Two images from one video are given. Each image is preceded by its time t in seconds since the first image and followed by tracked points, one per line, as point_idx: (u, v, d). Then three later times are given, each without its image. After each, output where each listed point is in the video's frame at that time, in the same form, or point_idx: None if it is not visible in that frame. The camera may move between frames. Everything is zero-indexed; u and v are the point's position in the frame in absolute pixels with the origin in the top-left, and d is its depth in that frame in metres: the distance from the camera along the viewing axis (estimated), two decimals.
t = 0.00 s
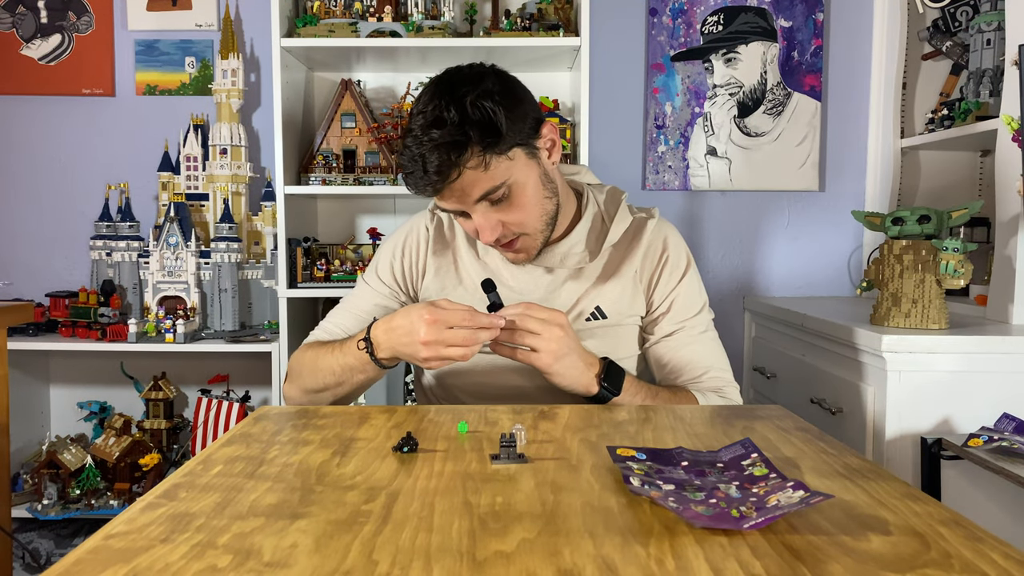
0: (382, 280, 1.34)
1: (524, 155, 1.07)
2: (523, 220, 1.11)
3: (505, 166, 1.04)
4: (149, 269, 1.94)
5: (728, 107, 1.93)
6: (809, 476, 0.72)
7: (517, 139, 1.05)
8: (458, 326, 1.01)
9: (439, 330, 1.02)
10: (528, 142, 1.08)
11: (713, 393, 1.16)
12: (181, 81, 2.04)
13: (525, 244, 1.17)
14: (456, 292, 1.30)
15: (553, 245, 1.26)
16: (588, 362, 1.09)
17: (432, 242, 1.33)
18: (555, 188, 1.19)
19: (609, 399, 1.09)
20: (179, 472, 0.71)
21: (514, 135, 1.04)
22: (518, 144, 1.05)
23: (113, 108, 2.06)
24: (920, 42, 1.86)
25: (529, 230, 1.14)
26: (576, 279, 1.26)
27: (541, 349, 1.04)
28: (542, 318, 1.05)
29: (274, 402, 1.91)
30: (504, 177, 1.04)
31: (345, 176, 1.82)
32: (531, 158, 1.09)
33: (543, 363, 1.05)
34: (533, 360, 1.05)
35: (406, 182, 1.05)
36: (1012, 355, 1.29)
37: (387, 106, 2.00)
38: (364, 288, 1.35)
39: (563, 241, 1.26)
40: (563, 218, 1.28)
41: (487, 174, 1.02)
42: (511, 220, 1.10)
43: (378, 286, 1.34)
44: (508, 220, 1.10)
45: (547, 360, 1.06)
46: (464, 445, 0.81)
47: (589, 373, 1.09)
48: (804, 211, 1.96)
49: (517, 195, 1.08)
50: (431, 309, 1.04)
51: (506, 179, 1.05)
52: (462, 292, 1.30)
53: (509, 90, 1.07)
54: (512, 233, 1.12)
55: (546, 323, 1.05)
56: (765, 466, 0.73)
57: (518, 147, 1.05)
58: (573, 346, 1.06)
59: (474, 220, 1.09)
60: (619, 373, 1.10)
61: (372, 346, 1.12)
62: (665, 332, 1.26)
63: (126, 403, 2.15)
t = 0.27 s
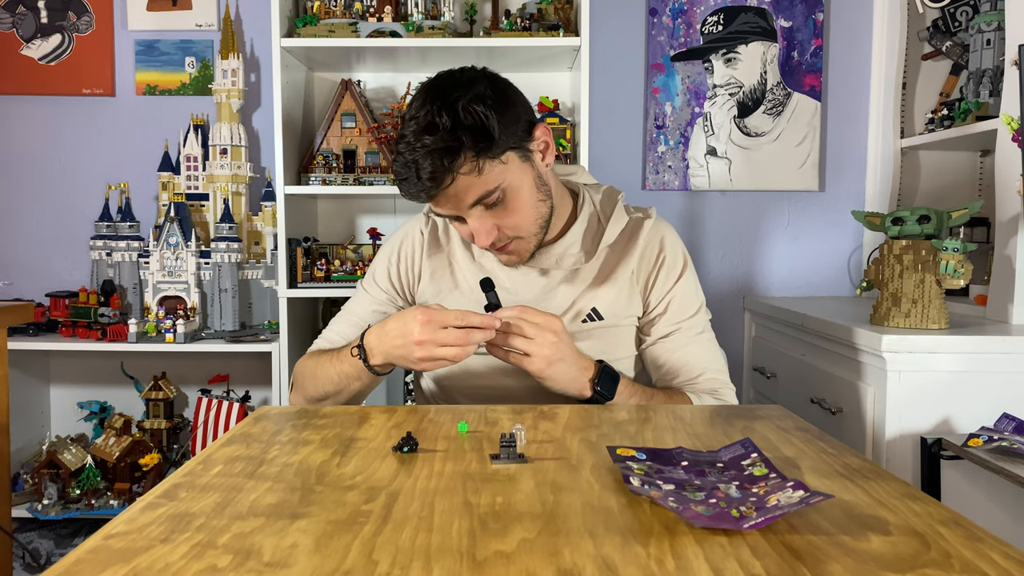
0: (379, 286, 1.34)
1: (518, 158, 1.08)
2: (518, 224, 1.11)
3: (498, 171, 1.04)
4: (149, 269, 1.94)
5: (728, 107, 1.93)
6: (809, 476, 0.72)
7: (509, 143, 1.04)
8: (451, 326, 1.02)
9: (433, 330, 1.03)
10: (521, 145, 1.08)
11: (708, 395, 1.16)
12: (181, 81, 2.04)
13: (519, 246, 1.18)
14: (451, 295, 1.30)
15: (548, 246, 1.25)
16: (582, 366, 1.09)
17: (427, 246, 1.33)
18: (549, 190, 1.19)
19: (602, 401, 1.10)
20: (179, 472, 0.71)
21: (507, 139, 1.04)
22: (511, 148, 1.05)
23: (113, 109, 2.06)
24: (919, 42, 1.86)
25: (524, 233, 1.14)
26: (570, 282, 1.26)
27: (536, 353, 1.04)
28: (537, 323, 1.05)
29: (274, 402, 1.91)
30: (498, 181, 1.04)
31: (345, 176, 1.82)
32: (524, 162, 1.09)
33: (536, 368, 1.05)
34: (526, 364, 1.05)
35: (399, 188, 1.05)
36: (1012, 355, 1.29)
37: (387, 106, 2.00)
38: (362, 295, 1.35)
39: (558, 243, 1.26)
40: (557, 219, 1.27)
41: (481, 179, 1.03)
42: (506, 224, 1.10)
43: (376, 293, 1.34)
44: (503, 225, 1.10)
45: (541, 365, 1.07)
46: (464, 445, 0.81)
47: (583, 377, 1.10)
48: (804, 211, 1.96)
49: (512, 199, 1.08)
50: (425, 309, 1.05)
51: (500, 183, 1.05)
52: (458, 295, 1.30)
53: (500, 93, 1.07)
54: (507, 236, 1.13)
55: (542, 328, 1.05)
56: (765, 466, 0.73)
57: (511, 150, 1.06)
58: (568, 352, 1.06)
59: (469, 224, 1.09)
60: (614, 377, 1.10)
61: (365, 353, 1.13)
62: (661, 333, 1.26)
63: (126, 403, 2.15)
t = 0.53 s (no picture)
0: (378, 291, 1.34)
1: (515, 160, 1.08)
2: (515, 225, 1.11)
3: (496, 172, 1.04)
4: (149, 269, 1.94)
5: (728, 107, 1.93)
6: (809, 476, 0.72)
7: (506, 144, 1.04)
8: (448, 329, 1.02)
9: (429, 333, 1.03)
10: (517, 147, 1.08)
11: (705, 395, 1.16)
12: (182, 81, 2.04)
13: (516, 248, 1.17)
14: (449, 298, 1.30)
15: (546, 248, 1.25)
16: (580, 368, 1.09)
17: (424, 249, 1.33)
18: (546, 191, 1.19)
19: (600, 402, 1.10)
20: (179, 472, 0.71)
21: (504, 141, 1.04)
22: (508, 150, 1.05)
23: (113, 109, 2.06)
24: (920, 42, 1.86)
25: (521, 234, 1.14)
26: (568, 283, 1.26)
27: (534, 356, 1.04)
28: (536, 325, 1.04)
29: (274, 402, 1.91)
30: (496, 183, 1.04)
31: (345, 176, 1.82)
32: (521, 164, 1.09)
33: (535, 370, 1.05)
34: (524, 366, 1.05)
35: (396, 190, 1.05)
36: (1011, 355, 1.29)
37: (388, 106, 2.00)
38: (362, 301, 1.35)
39: (555, 244, 1.26)
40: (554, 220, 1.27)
41: (478, 181, 1.03)
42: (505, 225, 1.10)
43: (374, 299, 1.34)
44: (504, 225, 1.10)
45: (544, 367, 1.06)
46: (463, 445, 0.81)
47: (582, 379, 1.10)
48: (804, 211, 1.96)
49: (509, 200, 1.08)
50: (422, 314, 1.05)
51: (497, 184, 1.05)
52: (456, 297, 1.30)
53: (498, 95, 1.07)
54: (505, 238, 1.13)
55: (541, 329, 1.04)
56: (765, 466, 0.73)
57: (508, 152, 1.06)
58: (566, 356, 1.06)
59: (467, 226, 1.09)
60: (613, 378, 1.10)
61: (364, 363, 1.13)
62: (659, 333, 1.26)
63: (126, 403, 2.15)
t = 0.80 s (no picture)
0: (379, 295, 1.35)
1: (514, 160, 1.08)
2: (515, 226, 1.11)
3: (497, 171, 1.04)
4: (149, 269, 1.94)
5: (728, 107, 1.93)
6: (809, 476, 0.72)
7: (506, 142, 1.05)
8: (449, 335, 1.02)
9: (431, 341, 1.03)
10: (517, 147, 1.08)
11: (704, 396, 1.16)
12: (181, 81, 2.04)
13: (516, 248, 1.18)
14: (448, 299, 1.29)
15: (545, 248, 1.25)
16: (580, 368, 1.09)
17: (422, 250, 1.33)
18: (545, 191, 1.19)
19: (599, 402, 1.10)
20: (179, 472, 0.71)
21: (504, 141, 1.04)
22: (507, 150, 1.06)
23: (113, 109, 2.06)
24: (920, 42, 1.86)
25: (521, 235, 1.14)
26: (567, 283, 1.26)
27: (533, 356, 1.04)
28: (535, 326, 1.04)
29: (274, 402, 1.91)
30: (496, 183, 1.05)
31: (345, 176, 1.82)
32: (520, 164, 1.09)
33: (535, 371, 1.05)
34: (523, 367, 1.05)
35: (396, 191, 1.05)
36: (1011, 355, 1.29)
37: (388, 106, 2.00)
38: (363, 305, 1.35)
39: (554, 244, 1.26)
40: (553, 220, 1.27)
41: (478, 182, 1.03)
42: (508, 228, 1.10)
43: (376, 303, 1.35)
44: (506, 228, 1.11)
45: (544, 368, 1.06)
46: (463, 445, 0.81)
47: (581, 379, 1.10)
48: (804, 211, 1.96)
49: (508, 201, 1.08)
50: (422, 322, 1.05)
51: (497, 185, 1.05)
52: (455, 298, 1.29)
53: (497, 95, 1.07)
54: (504, 238, 1.13)
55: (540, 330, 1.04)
56: (765, 466, 0.73)
57: (507, 153, 1.06)
58: (564, 356, 1.06)
59: (466, 226, 1.09)
60: (613, 379, 1.10)
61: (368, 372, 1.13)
62: (658, 333, 1.26)
63: (126, 403, 2.15)
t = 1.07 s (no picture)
0: (379, 298, 1.35)
1: (515, 162, 1.08)
2: (515, 227, 1.11)
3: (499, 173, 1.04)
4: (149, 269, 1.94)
5: (728, 107, 1.93)
6: (809, 476, 0.72)
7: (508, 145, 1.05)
8: (450, 339, 1.02)
9: (433, 346, 1.03)
10: (517, 149, 1.08)
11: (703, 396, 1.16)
12: (181, 81, 2.04)
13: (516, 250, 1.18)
14: (448, 301, 1.29)
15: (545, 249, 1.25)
16: (580, 369, 1.09)
17: (422, 252, 1.33)
18: (545, 192, 1.19)
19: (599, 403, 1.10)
20: (179, 472, 0.71)
21: (504, 143, 1.04)
22: (508, 152, 1.06)
23: (114, 109, 2.06)
24: (920, 42, 1.86)
25: (521, 236, 1.14)
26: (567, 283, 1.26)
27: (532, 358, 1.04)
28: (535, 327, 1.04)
29: (274, 402, 1.91)
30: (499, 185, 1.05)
31: (345, 176, 1.82)
32: (521, 165, 1.09)
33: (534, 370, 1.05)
34: (523, 368, 1.05)
35: (396, 193, 1.05)
36: (1011, 355, 1.29)
37: (388, 106, 2.00)
38: (364, 309, 1.36)
39: (554, 244, 1.26)
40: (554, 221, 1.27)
41: (478, 183, 1.02)
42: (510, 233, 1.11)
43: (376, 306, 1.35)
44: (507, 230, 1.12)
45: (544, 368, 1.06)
46: (464, 446, 0.81)
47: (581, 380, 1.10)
48: (804, 211, 1.96)
49: (508, 202, 1.08)
50: (423, 329, 1.06)
51: (497, 186, 1.05)
52: (455, 300, 1.29)
53: (496, 97, 1.07)
54: (504, 240, 1.13)
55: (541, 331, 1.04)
56: (765, 466, 0.73)
57: (508, 154, 1.06)
58: (563, 358, 1.06)
59: (467, 228, 1.09)
60: (613, 379, 1.11)
61: (372, 380, 1.13)
62: (658, 333, 1.26)
63: (126, 403, 2.15)
